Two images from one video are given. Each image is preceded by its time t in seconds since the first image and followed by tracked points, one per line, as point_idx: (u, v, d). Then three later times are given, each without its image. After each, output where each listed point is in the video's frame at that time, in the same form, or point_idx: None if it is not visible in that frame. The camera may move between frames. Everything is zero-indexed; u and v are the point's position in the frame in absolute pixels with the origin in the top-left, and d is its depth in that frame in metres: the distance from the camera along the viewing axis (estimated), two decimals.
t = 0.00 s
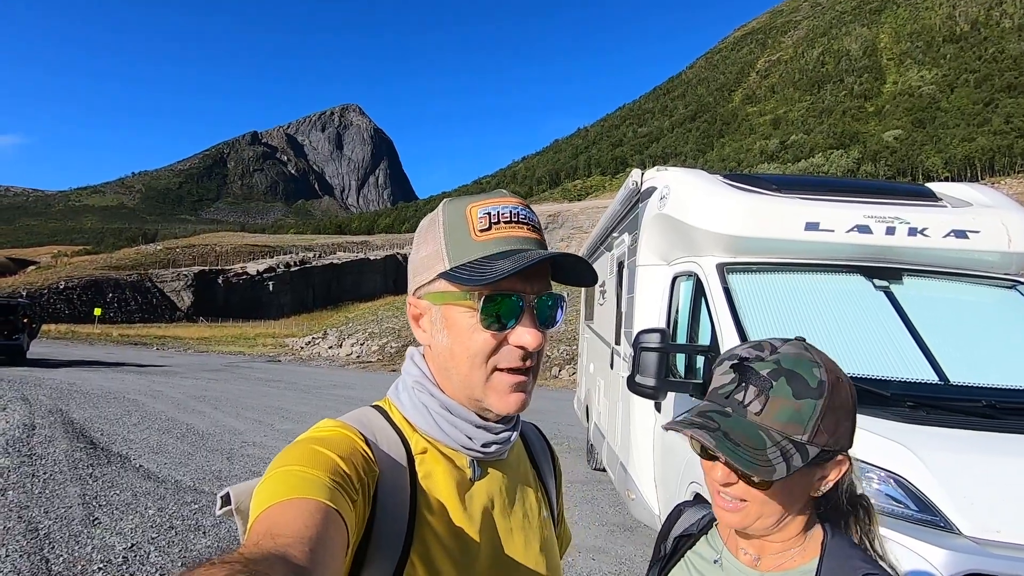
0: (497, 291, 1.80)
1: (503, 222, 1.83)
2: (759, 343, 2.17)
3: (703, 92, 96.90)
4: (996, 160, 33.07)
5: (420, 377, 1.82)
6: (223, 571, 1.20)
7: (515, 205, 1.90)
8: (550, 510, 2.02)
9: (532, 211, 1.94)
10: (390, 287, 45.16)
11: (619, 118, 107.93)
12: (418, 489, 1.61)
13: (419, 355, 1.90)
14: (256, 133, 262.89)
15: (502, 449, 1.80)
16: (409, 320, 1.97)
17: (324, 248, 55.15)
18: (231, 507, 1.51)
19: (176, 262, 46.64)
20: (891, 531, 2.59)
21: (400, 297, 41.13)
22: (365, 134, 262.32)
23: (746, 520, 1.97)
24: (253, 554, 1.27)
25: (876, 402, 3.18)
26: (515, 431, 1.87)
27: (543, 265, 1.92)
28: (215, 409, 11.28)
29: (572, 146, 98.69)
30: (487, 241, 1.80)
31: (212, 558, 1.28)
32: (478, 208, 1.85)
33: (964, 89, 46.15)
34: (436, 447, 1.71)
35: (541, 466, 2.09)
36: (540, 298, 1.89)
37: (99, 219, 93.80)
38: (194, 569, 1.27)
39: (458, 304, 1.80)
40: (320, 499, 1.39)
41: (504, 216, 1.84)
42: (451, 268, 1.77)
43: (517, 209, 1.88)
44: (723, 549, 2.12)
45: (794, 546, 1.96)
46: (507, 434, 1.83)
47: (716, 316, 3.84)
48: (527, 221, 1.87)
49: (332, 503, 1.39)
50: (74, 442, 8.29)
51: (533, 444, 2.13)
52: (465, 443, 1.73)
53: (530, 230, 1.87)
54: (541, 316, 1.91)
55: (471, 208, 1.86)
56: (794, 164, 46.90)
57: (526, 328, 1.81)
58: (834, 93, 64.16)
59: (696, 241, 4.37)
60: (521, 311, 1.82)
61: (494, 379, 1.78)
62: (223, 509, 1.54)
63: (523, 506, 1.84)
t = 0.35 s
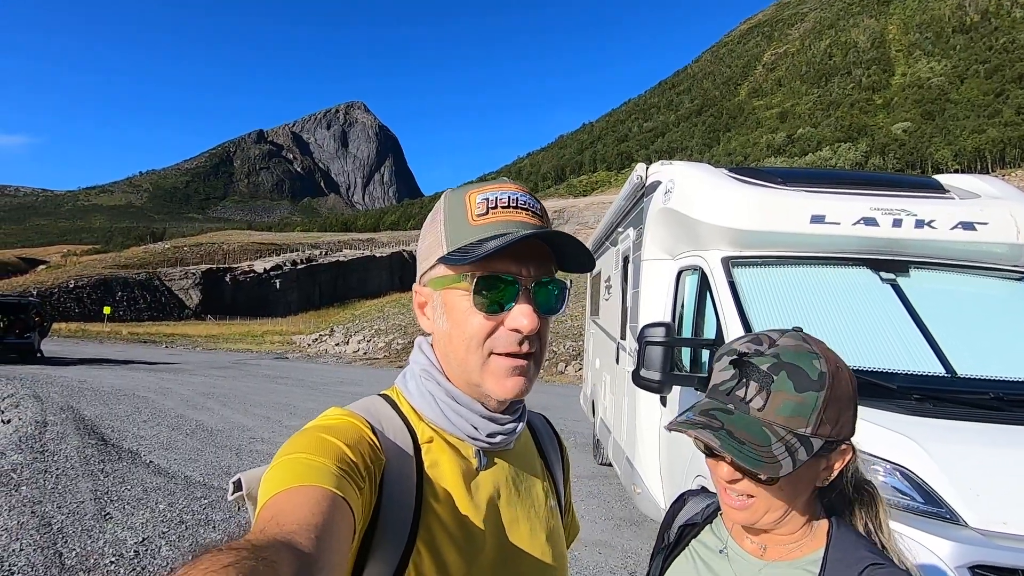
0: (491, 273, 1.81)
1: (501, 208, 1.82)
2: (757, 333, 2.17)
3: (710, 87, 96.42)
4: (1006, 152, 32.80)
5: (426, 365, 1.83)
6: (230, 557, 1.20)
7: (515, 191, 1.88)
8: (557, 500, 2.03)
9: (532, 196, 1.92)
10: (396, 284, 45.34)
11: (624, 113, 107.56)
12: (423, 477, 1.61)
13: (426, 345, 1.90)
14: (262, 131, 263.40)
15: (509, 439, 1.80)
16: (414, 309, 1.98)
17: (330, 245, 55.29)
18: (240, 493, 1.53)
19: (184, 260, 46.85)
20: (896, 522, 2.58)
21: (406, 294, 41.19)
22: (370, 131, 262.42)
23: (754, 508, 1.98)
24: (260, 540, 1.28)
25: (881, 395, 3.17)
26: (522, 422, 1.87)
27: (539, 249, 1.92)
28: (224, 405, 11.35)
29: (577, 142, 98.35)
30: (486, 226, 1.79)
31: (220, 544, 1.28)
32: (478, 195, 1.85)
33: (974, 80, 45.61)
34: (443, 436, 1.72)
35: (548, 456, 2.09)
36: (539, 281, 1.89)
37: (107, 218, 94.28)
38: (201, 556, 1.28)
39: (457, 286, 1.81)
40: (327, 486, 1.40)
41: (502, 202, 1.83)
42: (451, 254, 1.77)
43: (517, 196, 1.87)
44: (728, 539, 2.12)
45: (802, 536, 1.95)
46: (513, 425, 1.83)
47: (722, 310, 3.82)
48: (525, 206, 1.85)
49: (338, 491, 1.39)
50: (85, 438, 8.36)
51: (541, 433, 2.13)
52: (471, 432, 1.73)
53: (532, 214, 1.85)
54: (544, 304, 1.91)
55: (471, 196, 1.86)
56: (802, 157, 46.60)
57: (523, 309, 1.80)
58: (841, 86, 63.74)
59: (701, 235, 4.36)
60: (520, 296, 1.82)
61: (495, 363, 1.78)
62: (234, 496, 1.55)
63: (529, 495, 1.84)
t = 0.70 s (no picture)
0: (494, 267, 1.82)
1: (504, 205, 1.80)
2: (747, 329, 2.18)
3: (711, 83, 96.25)
4: (1008, 147, 32.76)
5: (433, 367, 1.83)
6: (240, 559, 1.20)
7: (516, 188, 1.88)
8: (564, 503, 2.03)
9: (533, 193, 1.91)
10: (398, 283, 45.49)
11: (626, 111, 107.52)
12: (431, 478, 1.61)
13: (432, 348, 1.91)
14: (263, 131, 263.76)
15: (516, 441, 1.81)
16: (421, 309, 1.99)
17: (331, 245, 55.38)
18: (251, 494, 1.53)
19: (186, 260, 46.97)
20: (895, 520, 2.57)
21: (408, 293, 41.27)
22: (371, 130, 262.64)
23: (744, 500, 1.97)
24: (269, 543, 1.27)
25: (884, 392, 3.17)
26: (528, 422, 1.88)
27: (540, 245, 1.92)
28: (227, 405, 11.40)
29: (579, 140, 98.40)
30: (489, 222, 1.79)
31: (229, 547, 1.29)
32: (479, 194, 1.84)
33: (976, 75, 45.49)
34: (450, 438, 1.72)
35: (556, 458, 2.09)
36: (542, 274, 1.89)
37: (110, 219, 94.46)
38: (211, 560, 1.27)
39: (462, 283, 1.82)
40: (337, 489, 1.40)
41: (504, 199, 1.81)
42: (455, 251, 1.78)
43: (519, 192, 1.85)
44: (719, 537, 2.11)
45: (784, 528, 1.95)
46: (521, 427, 1.84)
47: (723, 307, 3.82)
48: (527, 202, 1.84)
49: (347, 495, 1.40)
50: (90, 439, 8.39)
51: (547, 436, 2.14)
52: (479, 434, 1.74)
53: (534, 211, 1.84)
54: (551, 301, 1.92)
55: (472, 195, 1.86)
56: (804, 154, 46.54)
57: (529, 301, 1.80)
58: (843, 82, 63.63)
59: (703, 233, 4.34)
60: (524, 290, 1.83)
61: (502, 357, 1.78)
62: (244, 495, 1.55)
63: (536, 496, 1.84)
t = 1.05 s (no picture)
0: (481, 269, 1.82)
1: (492, 206, 1.80)
2: (741, 329, 2.18)
3: (713, 79, 96.04)
4: (1010, 144, 32.68)
5: (433, 371, 1.83)
6: (247, 564, 1.21)
7: (504, 189, 1.88)
8: (567, 507, 2.03)
9: (521, 191, 1.92)
10: (399, 280, 45.50)
11: (627, 107, 107.35)
12: (433, 484, 1.60)
13: (432, 351, 1.91)
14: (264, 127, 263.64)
15: (519, 443, 1.80)
16: (418, 313, 1.99)
17: (332, 242, 55.37)
18: (252, 502, 1.52)
19: (187, 257, 46.97)
20: (895, 519, 2.57)
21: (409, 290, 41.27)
22: (372, 126, 262.58)
23: (740, 498, 1.96)
24: (273, 550, 1.27)
25: (885, 391, 3.16)
26: (531, 425, 1.87)
27: (531, 243, 1.91)
28: (229, 402, 11.41)
29: (580, 137, 98.29)
30: (479, 223, 1.79)
31: (233, 553, 1.28)
32: (469, 196, 1.84)
33: (979, 71, 45.31)
34: (451, 442, 1.71)
35: (558, 462, 2.09)
36: (533, 276, 1.88)
37: (111, 216, 94.50)
38: (215, 568, 1.27)
39: (455, 284, 1.82)
40: (338, 497, 1.40)
41: (492, 201, 1.81)
42: (447, 254, 1.78)
43: (507, 194, 1.85)
44: (713, 540, 2.10)
45: (779, 528, 1.94)
46: (523, 429, 1.83)
47: (724, 306, 3.81)
48: (515, 201, 1.84)
49: (349, 502, 1.39)
50: (92, 436, 8.41)
51: (550, 440, 2.13)
52: (480, 437, 1.73)
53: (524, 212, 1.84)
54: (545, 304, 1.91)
55: (463, 198, 1.85)
56: (806, 150, 46.45)
57: (523, 298, 1.80)
58: (845, 78, 63.48)
59: (703, 231, 4.33)
60: (516, 289, 1.82)
61: (495, 360, 1.77)
62: (246, 503, 1.54)
63: (539, 500, 1.82)
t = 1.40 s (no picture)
0: (474, 273, 1.82)
1: (498, 209, 1.78)
2: (743, 327, 2.17)
3: (713, 78, 95.97)
4: (1012, 142, 32.57)
5: (435, 365, 1.85)
6: (268, 544, 1.22)
7: (513, 193, 1.86)
8: (569, 500, 2.03)
9: (532, 196, 1.89)
10: (400, 279, 45.43)
11: (627, 106, 107.31)
12: (441, 476, 1.60)
13: (434, 347, 1.93)
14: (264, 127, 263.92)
15: (521, 435, 1.79)
16: (423, 309, 2.01)
17: (333, 241, 55.41)
18: (259, 498, 1.51)
19: (188, 256, 47.01)
20: (891, 514, 2.58)
21: (409, 289, 41.29)
22: (372, 125, 262.99)
23: (753, 497, 1.96)
24: (292, 531, 1.28)
25: (885, 387, 3.17)
26: (533, 420, 1.87)
27: (533, 252, 1.88)
28: (230, 401, 11.42)
29: (580, 136, 98.23)
30: (482, 226, 1.78)
31: (249, 538, 1.29)
32: (474, 199, 1.83)
33: (981, 69, 45.20)
34: (457, 433, 1.72)
35: (560, 456, 2.09)
36: (530, 281, 1.87)
37: (111, 216, 94.54)
38: (229, 550, 1.27)
39: (455, 287, 1.84)
40: (350, 484, 1.40)
41: (498, 204, 1.79)
42: (448, 255, 1.78)
43: (514, 197, 1.82)
44: (723, 536, 2.10)
45: (788, 524, 1.94)
46: (524, 422, 1.82)
47: (725, 304, 3.82)
48: (524, 207, 1.82)
49: (362, 489, 1.40)
50: (93, 434, 8.41)
51: (552, 435, 2.13)
52: (483, 428, 1.73)
53: (529, 217, 1.82)
54: (543, 308, 1.91)
55: (467, 200, 1.85)
56: (806, 149, 46.41)
57: (511, 308, 1.80)
58: (846, 76, 63.46)
59: (705, 230, 4.33)
60: (512, 293, 1.83)
61: (486, 360, 1.78)
62: (253, 499, 1.54)
63: (543, 493, 1.82)
